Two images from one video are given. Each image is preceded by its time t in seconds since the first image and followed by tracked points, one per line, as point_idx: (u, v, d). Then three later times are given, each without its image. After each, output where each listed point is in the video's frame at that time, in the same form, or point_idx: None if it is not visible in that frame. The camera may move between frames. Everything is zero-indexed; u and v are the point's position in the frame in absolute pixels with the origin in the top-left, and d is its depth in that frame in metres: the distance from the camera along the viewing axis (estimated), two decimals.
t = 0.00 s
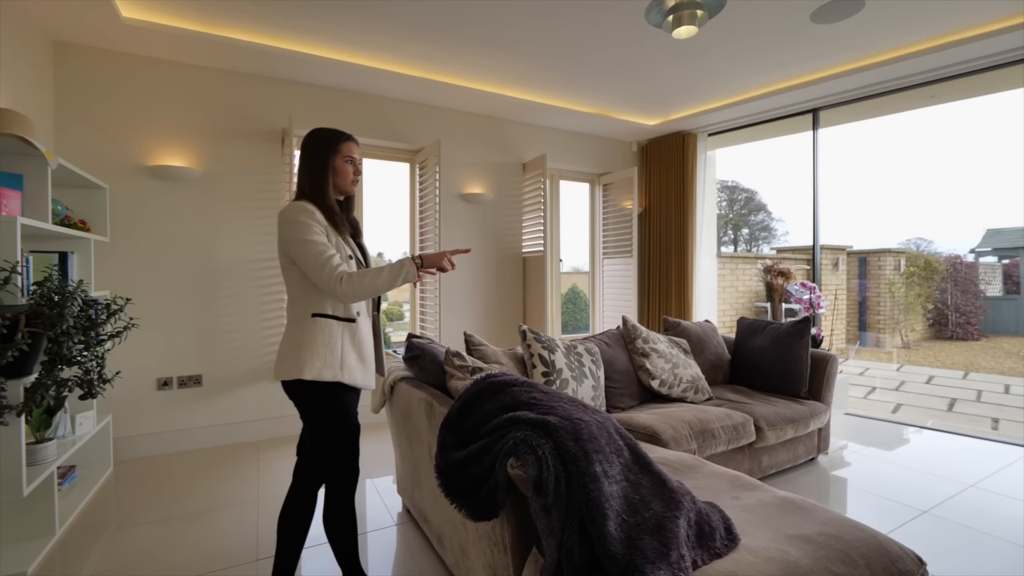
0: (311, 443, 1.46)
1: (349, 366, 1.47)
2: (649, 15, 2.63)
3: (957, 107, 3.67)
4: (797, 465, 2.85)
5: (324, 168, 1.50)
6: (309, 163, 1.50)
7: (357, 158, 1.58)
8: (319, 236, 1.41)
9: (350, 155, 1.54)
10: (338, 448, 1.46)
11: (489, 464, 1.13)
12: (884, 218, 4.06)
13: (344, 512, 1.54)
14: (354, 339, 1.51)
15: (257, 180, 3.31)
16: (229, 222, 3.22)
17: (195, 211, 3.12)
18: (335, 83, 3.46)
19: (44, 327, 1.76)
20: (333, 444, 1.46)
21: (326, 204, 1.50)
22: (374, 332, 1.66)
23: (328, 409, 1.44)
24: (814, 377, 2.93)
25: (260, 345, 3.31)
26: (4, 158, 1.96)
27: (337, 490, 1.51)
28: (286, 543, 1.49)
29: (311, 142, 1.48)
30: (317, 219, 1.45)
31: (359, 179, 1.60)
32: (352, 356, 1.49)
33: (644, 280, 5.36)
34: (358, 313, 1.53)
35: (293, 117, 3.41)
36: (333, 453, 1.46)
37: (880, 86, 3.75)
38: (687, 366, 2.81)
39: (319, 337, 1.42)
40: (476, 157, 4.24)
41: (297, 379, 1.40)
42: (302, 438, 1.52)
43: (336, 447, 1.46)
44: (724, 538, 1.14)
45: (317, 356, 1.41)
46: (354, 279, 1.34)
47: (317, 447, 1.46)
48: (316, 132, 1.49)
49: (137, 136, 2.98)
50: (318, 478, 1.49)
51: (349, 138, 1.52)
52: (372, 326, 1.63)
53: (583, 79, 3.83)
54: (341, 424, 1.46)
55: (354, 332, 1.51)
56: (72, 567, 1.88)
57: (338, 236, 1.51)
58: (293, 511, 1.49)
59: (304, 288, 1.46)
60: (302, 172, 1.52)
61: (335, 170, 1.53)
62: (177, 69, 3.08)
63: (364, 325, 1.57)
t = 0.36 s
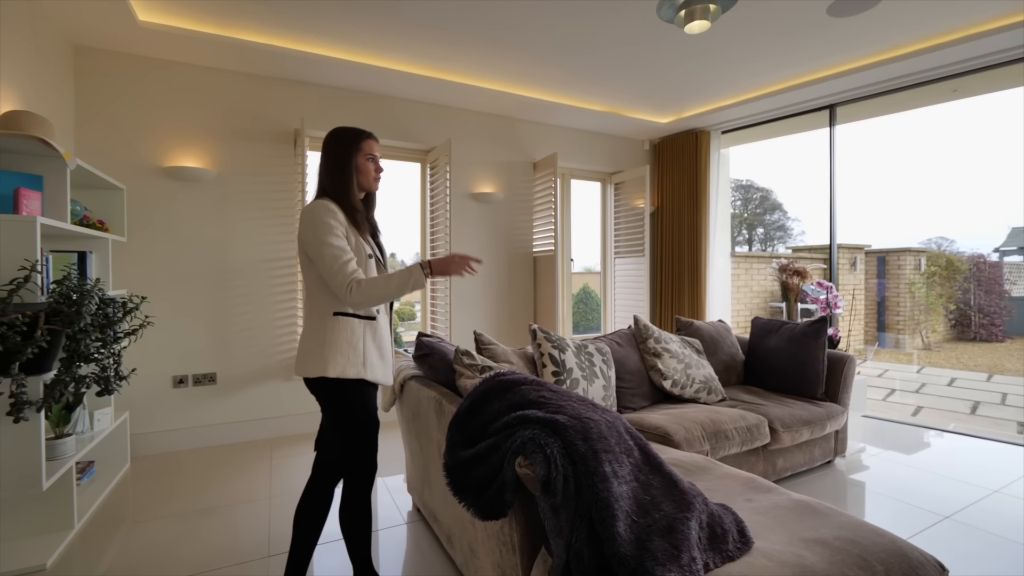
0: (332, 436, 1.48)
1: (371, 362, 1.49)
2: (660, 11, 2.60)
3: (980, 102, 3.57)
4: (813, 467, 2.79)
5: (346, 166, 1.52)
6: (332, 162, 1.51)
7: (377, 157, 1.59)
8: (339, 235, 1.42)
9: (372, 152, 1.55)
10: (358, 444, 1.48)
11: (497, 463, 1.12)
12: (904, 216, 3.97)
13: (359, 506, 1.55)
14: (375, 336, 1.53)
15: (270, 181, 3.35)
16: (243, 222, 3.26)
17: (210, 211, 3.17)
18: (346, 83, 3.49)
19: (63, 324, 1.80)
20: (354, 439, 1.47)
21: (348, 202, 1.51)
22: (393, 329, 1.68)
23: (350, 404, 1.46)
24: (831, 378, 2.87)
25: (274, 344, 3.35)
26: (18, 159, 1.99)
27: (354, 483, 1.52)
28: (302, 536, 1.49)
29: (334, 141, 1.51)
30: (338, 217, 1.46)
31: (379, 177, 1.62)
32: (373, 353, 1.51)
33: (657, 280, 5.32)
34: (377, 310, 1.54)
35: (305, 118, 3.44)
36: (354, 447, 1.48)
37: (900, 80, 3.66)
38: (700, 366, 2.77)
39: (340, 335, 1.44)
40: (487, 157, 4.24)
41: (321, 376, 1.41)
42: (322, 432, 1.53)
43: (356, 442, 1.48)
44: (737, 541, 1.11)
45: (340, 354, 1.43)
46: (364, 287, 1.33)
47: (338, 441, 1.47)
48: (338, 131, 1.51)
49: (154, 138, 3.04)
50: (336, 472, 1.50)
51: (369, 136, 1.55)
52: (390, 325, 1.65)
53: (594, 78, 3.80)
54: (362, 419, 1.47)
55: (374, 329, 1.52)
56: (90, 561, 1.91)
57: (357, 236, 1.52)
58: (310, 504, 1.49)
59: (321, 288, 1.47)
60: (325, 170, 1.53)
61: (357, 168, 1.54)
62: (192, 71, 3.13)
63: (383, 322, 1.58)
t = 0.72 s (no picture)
0: (346, 433, 1.50)
1: (384, 363, 1.50)
2: (670, 9, 2.57)
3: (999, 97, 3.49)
4: (825, 469, 2.76)
5: (368, 165, 1.54)
6: (352, 161, 1.53)
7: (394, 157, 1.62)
8: (353, 234, 1.45)
9: (391, 153, 1.58)
10: (373, 442, 1.50)
11: (503, 462, 1.12)
12: (920, 214, 3.90)
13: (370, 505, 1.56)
14: (388, 336, 1.54)
15: (281, 181, 3.39)
16: (256, 222, 3.31)
17: (223, 211, 3.22)
18: (356, 83, 3.51)
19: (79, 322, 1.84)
20: (368, 438, 1.49)
21: (367, 200, 1.53)
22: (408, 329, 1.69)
23: (365, 403, 1.48)
24: (843, 379, 2.83)
25: (285, 342, 3.39)
26: (36, 160, 2.03)
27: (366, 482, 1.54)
28: (314, 530, 1.51)
29: (354, 140, 1.53)
30: (354, 219, 1.48)
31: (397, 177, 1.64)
32: (387, 353, 1.53)
33: (667, 280, 5.28)
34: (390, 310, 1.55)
35: (316, 119, 3.47)
36: (369, 446, 1.50)
37: (916, 76, 3.60)
38: (710, 367, 2.75)
39: (353, 336, 1.46)
40: (496, 156, 4.24)
41: (335, 376, 1.44)
42: (336, 429, 1.55)
43: (370, 441, 1.50)
44: (744, 542, 1.10)
45: (353, 355, 1.44)
46: (353, 299, 1.35)
47: (352, 439, 1.49)
48: (360, 131, 1.54)
49: (168, 139, 3.09)
50: (349, 469, 1.52)
51: (389, 136, 1.57)
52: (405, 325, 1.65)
53: (603, 76, 3.79)
54: (376, 418, 1.49)
55: (388, 330, 1.53)
56: (105, 554, 1.95)
57: (373, 237, 1.54)
58: (323, 500, 1.51)
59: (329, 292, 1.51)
60: (344, 168, 1.54)
61: (379, 167, 1.57)
62: (206, 73, 3.18)
63: (397, 323, 1.59)
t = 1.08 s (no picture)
0: (359, 428, 1.52)
1: (394, 361, 1.52)
2: (675, 9, 2.57)
3: (1010, 95, 3.45)
4: (832, 470, 2.74)
5: (381, 165, 1.56)
6: (365, 162, 1.56)
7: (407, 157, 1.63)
8: (364, 233, 1.47)
9: (404, 152, 1.60)
10: (388, 435, 1.53)
11: (507, 458, 1.13)
12: (929, 214, 3.86)
13: (379, 499, 1.58)
14: (398, 335, 1.55)
15: (289, 182, 3.43)
16: (264, 222, 3.34)
17: (232, 212, 3.26)
18: (363, 85, 3.54)
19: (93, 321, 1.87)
20: (383, 431, 1.53)
21: (379, 200, 1.56)
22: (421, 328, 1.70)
23: (380, 398, 1.51)
24: (851, 379, 2.81)
25: (293, 341, 3.43)
26: (51, 162, 2.08)
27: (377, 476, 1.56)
28: (325, 528, 1.52)
29: (367, 142, 1.55)
30: (364, 219, 1.50)
31: (410, 176, 1.65)
32: (397, 352, 1.54)
33: (673, 280, 5.27)
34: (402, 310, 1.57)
35: (324, 121, 3.51)
36: (384, 439, 1.53)
37: (924, 74, 3.57)
38: (716, 366, 2.74)
39: (363, 334, 1.48)
40: (503, 156, 4.26)
41: (345, 373, 1.47)
42: (348, 426, 1.57)
43: (386, 434, 1.53)
44: (748, 539, 1.11)
45: (363, 352, 1.47)
46: (355, 300, 1.38)
47: (366, 434, 1.52)
48: (373, 131, 1.56)
49: (178, 141, 3.13)
50: (361, 465, 1.53)
51: (401, 136, 1.59)
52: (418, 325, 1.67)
53: (609, 76, 3.79)
54: (391, 412, 1.53)
55: (398, 329, 1.54)
56: (117, 548, 1.99)
57: (384, 237, 1.56)
58: (336, 497, 1.52)
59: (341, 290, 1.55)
60: (358, 169, 1.57)
61: (392, 167, 1.59)
62: (215, 76, 3.22)
63: (408, 323, 1.60)
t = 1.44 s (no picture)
0: (369, 427, 1.55)
1: (402, 360, 1.53)
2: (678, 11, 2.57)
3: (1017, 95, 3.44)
4: (836, 470, 2.74)
5: (392, 166, 1.59)
6: (378, 163, 1.59)
7: (420, 156, 1.65)
8: (374, 234, 1.51)
9: (415, 151, 1.62)
10: (397, 435, 1.56)
11: (510, 455, 1.15)
12: (937, 213, 3.85)
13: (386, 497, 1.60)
14: (407, 335, 1.56)
15: (296, 184, 3.47)
16: (271, 223, 3.38)
17: (240, 213, 3.30)
18: (370, 87, 3.57)
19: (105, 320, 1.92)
20: (393, 430, 1.56)
21: (391, 200, 1.59)
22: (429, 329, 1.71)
23: (391, 397, 1.54)
24: (855, 380, 2.81)
25: (299, 341, 3.46)
26: (64, 165, 2.13)
27: (383, 476, 1.59)
28: (332, 523, 1.55)
29: (379, 144, 1.59)
30: (374, 220, 1.53)
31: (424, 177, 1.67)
32: (406, 352, 1.55)
33: (678, 280, 5.27)
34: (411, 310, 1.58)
35: (330, 122, 3.54)
36: (393, 438, 1.56)
37: (929, 74, 3.56)
38: (719, 366, 2.75)
39: (373, 332, 1.51)
40: (507, 157, 4.28)
41: (354, 371, 1.50)
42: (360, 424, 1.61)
43: (394, 433, 1.56)
44: (747, 536, 1.12)
45: (371, 351, 1.50)
46: (357, 297, 1.43)
47: (375, 432, 1.55)
48: (384, 134, 1.60)
49: (187, 143, 3.17)
50: (370, 463, 1.56)
51: (411, 136, 1.62)
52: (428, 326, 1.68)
53: (613, 77, 3.80)
54: (399, 411, 1.56)
55: (407, 329, 1.56)
56: (128, 543, 2.04)
57: (396, 237, 1.58)
58: (343, 493, 1.55)
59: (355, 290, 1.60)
60: (372, 171, 1.61)
61: (403, 167, 1.61)
62: (223, 79, 3.26)
63: (418, 323, 1.61)
